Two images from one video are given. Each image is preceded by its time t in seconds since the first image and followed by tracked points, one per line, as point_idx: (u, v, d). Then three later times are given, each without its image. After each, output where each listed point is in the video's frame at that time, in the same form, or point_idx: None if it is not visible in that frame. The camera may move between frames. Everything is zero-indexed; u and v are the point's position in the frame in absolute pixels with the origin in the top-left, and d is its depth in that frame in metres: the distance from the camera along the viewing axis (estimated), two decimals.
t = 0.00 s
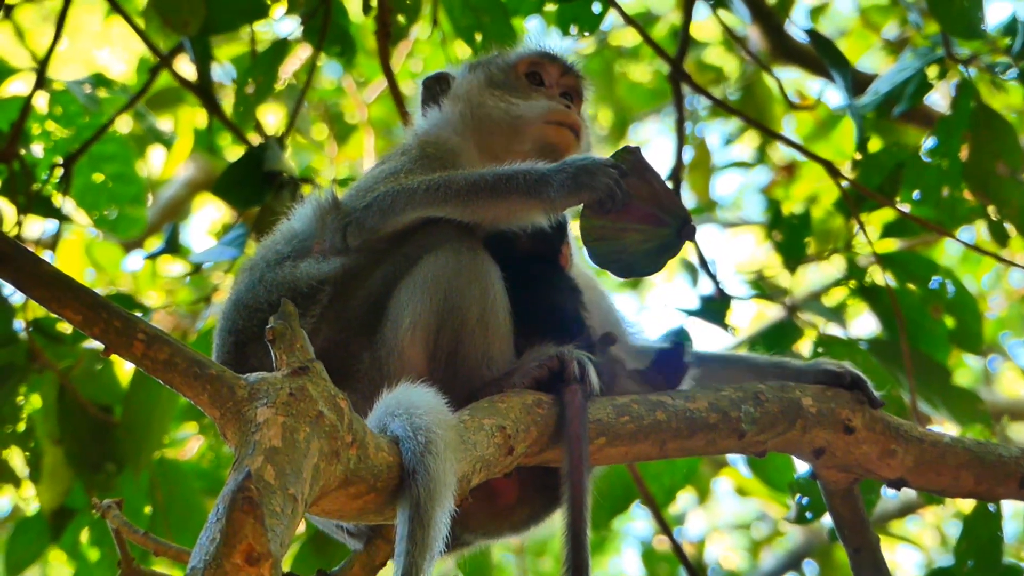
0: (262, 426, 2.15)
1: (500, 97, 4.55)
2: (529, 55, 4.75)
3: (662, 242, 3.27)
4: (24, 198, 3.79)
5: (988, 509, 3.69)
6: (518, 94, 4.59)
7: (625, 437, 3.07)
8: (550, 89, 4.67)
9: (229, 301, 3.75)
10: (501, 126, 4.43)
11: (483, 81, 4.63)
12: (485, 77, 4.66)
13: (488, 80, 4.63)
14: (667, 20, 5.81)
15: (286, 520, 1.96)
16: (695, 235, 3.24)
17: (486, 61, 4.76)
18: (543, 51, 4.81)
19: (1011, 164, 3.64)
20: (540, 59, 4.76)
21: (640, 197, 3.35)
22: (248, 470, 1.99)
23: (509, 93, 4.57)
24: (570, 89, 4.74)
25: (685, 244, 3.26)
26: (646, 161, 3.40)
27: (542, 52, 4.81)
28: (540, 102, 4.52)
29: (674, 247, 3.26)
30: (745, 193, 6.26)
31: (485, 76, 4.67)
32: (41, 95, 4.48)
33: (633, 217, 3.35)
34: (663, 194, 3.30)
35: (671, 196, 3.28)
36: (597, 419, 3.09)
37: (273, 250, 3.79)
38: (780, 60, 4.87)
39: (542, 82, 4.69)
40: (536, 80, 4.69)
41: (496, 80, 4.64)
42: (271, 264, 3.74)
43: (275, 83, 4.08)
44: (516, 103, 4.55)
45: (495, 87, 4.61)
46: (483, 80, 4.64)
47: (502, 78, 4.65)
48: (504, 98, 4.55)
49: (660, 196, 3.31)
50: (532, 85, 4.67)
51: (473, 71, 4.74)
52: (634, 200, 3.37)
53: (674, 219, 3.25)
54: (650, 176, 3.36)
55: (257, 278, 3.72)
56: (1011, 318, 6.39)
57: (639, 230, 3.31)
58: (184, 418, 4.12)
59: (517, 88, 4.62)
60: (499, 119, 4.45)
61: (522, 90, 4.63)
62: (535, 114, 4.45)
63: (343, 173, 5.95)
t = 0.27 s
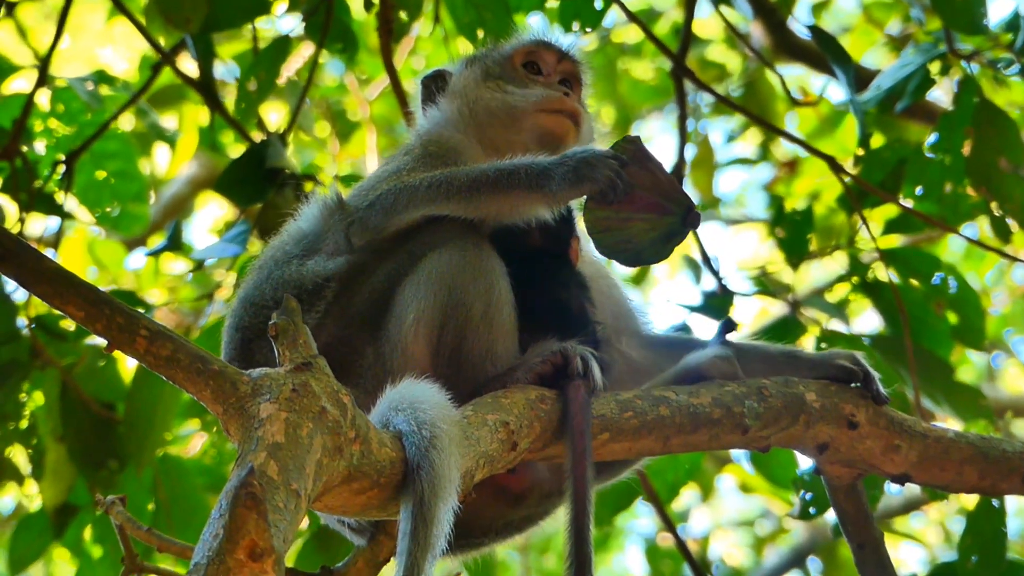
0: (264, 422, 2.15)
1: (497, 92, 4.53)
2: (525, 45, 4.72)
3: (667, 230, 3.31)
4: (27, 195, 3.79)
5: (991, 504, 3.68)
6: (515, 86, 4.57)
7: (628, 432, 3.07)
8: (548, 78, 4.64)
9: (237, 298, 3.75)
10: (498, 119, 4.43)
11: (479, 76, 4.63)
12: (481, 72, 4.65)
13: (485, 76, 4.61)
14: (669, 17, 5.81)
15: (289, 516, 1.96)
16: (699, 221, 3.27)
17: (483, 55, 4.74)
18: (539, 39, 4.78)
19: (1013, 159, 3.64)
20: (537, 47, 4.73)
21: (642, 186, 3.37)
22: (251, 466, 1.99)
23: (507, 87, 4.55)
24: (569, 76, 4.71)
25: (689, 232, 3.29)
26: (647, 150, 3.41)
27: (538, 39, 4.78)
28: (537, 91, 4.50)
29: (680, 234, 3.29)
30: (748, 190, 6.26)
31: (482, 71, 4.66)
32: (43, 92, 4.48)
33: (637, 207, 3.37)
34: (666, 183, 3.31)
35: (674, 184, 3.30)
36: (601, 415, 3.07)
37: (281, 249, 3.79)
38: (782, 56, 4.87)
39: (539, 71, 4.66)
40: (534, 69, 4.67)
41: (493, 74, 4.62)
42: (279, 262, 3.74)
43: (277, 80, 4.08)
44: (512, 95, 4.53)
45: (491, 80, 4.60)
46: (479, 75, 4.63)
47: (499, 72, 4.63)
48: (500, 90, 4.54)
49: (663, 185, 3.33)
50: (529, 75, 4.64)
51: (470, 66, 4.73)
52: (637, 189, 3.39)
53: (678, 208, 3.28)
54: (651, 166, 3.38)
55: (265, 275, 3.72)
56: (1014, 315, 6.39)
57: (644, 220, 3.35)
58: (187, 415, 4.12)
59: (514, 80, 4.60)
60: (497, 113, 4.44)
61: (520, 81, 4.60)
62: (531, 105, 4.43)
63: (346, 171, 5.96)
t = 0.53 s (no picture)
0: (263, 419, 2.16)
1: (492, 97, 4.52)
2: (519, 44, 4.69)
3: (668, 227, 3.35)
4: (28, 192, 3.80)
5: (991, 504, 3.67)
6: (508, 87, 4.56)
7: (627, 431, 3.07)
8: (543, 78, 4.59)
9: (235, 297, 3.74)
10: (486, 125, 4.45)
11: (472, 78, 4.63)
12: (474, 74, 4.65)
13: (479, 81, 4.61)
14: (671, 16, 5.81)
15: (288, 514, 1.97)
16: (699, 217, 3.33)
17: (478, 58, 4.72)
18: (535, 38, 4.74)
19: (1015, 159, 3.63)
20: (532, 46, 4.69)
21: (641, 184, 3.39)
22: (249, 464, 1.99)
23: (496, 90, 4.56)
24: (564, 76, 4.68)
25: (690, 230, 3.35)
26: (645, 149, 3.43)
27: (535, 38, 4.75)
28: (525, 94, 4.50)
29: (680, 232, 3.34)
30: (750, 189, 6.26)
31: (475, 72, 4.65)
32: (44, 89, 4.49)
33: (636, 205, 3.40)
34: (665, 180, 3.35)
35: (672, 181, 3.34)
36: (601, 413, 3.08)
37: (280, 248, 3.75)
38: (784, 55, 4.87)
39: (534, 70, 4.63)
40: (529, 69, 4.63)
41: (485, 75, 4.62)
42: (278, 261, 3.71)
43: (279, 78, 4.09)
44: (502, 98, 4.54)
45: (483, 82, 4.61)
46: (471, 77, 4.64)
47: (493, 74, 4.62)
48: (489, 94, 4.55)
49: (661, 180, 3.36)
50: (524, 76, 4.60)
51: (465, 68, 4.72)
52: (635, 187, 3.41)
53: (677, 204, 3.32)
54: (649, 163, 3.40)
55: (265, 274, 3.70)
56: (1015, 315, 6.39)
57: (645, 217, 3.37)
58: (186, 412, 4.12)
59: (506, 81, 4.59)
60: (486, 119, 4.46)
61: (513, 81, 4.59)
62: (518, 109, 4.45)
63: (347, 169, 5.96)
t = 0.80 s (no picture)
0: (263, 416, 2.16)
1: (490, 91, 4.52)
2: (514, 39, 4.72)
3: (665, 212, 3.33)
4: (28, 190, 3.81)
5: (991, 501, 3.67)
6: (506, 80, 4.56)
7: (627, 427, 3.08)
8: (539, 71, 4.60)
9: (234, 295, 3.78)
10: (489, 117, 4.44)
11: (469, 71, 4.63)
12: (471, 68, 4.65)
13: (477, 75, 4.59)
14: (670, 14, 5.81)
15: (288, 510, 1.97)
16: (695, 195, 3.32)
17: (473, 53, 4.71)
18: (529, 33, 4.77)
19: (1014, 156, 3.63)
20: (527, 41, 4.72)
21: (635, 171, 3.40)
22: (249, 460, 1.99)
23: (496, 83, 4.55)
24: (559, 70, 4.69)
25: (689, 211, 3.32)
26: (636, 137, 3.45)
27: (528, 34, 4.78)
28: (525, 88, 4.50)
29: (680, 214, 3.32)
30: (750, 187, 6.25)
31: (472, 66, 4.66)
32: (44, 88, 4.50)
33: (632, 193, 3.39)
34: (657, 164, 3.36)
35: (665, 164, 3.35)
36: (599, 410, 3.08)
37: (276, 248, 3.81)
38: (784, 53, 4.87)
39: (530, 64, 4.64)
40: (524, 63, 4.64)
41: (482, 69, 4.62)
42: (274, 260, 3.76)
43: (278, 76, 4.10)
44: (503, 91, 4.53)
45: (481, 75, 4.60)
46: (469, 71, 4.63)
47: (490, 68, 4.62)
48: (489, 86, 4.54)
49: (655, 164, 3.37)
50: (519, 70, 4.61)
51: (461, 63, 4.71)
52: (630, 175, 3.42)
53: (671, 185, 3.32)
54: (641, 148, 3.42)
55: (261, 273, 3.75)
56: (1015, 312, 6.39)
57: (643, 204, 3.36)
58: (187, 410, 4.13)
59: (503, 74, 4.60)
60: (488, 112, 4.45)
61: (510, 75, 4.59)
62: (521, 104, 4.43)
63: (347, 168, 5.97)
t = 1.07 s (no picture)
0: (266, 411, 2.16)
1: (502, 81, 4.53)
2: (520, 34, 4.76)
3: (671, 196, 3.34)
4: (30, 188, 3.81)
5: (994, 495, 3.68)
6: (517, 70, 4.60)
7: (630, 422, 3.07)
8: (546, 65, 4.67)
9: (237, 291, 3.77)
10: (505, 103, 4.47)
11: (478, 62, 4.64)
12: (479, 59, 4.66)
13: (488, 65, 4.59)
14: (671, 11, 5.82)
15: (291, 506, 1.97)
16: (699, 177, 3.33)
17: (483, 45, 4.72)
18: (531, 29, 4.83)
19: (1016, 151, 3.64)
20: (532, 36, 4.78)
21: (639, 158, 3.40)
22: (252, 456, 1.99)
23: (508, 72, 4.58)
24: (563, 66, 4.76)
25: (692, 192, 3.34)
26: (634, 122, 3.45)
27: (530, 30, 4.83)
28: (540, 76, 4.54)
29: (683, 196, 3.34)
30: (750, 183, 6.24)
31: (479, 58, 4.67)
32: (46, 86, 4.51)
33: (637, 179, 3.39)
34: (660, 150, 3.36)
35: (667, 152, 3.36)
36: (602, 404, 3.08)
37: (281, 244, 3.79)
38: (785, 49, 4.88)
39: (537, 58, 4.70)
40: (532, 57, 4.69)
41: (490, 61, 4.64)
42: (279, 255, 3.75)
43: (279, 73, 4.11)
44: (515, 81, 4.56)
45: (491, 66, 4.62)
46: (477, 62, 4.64)
47: (499, 59, 4.65)
48: (501, 76, 4.57)
49: (657, 149, 3.37)
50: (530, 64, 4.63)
51: (465, 57, 4.72)
52: (633, 162, 3.41)
53: (676, 169, 3.33)
54: (642, 133, 3.42)
55: (266, 268, 3.75)
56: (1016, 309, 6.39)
57: (647, 190, 3.36)
58: (189, 408, 4.13)
59: (514, 66, 4.63)
60: (503, 99, 4.48)
61: (520, 67, 4.63)
62: (537, 87, 4.47)
63: (348, 166, 5.97)
